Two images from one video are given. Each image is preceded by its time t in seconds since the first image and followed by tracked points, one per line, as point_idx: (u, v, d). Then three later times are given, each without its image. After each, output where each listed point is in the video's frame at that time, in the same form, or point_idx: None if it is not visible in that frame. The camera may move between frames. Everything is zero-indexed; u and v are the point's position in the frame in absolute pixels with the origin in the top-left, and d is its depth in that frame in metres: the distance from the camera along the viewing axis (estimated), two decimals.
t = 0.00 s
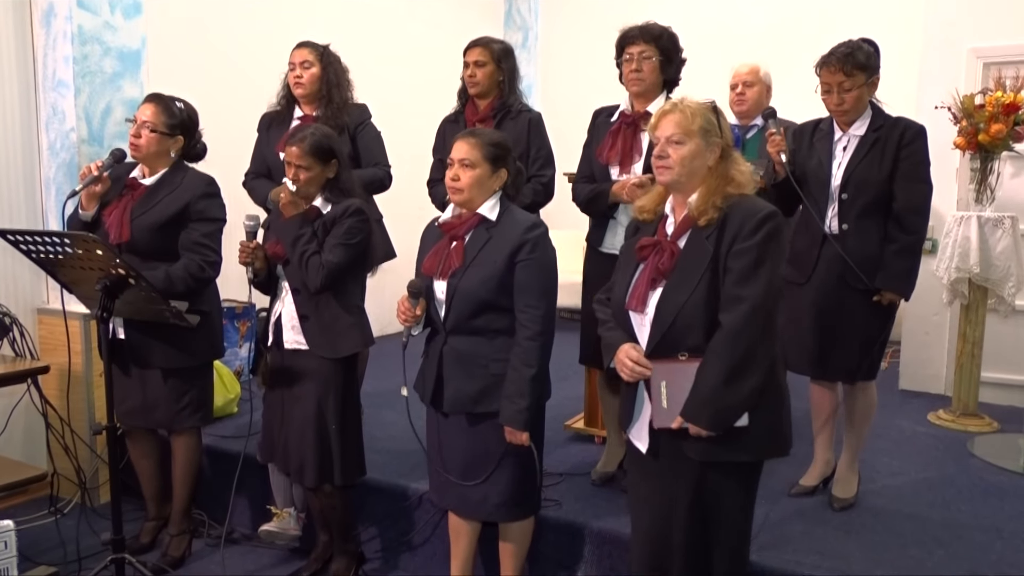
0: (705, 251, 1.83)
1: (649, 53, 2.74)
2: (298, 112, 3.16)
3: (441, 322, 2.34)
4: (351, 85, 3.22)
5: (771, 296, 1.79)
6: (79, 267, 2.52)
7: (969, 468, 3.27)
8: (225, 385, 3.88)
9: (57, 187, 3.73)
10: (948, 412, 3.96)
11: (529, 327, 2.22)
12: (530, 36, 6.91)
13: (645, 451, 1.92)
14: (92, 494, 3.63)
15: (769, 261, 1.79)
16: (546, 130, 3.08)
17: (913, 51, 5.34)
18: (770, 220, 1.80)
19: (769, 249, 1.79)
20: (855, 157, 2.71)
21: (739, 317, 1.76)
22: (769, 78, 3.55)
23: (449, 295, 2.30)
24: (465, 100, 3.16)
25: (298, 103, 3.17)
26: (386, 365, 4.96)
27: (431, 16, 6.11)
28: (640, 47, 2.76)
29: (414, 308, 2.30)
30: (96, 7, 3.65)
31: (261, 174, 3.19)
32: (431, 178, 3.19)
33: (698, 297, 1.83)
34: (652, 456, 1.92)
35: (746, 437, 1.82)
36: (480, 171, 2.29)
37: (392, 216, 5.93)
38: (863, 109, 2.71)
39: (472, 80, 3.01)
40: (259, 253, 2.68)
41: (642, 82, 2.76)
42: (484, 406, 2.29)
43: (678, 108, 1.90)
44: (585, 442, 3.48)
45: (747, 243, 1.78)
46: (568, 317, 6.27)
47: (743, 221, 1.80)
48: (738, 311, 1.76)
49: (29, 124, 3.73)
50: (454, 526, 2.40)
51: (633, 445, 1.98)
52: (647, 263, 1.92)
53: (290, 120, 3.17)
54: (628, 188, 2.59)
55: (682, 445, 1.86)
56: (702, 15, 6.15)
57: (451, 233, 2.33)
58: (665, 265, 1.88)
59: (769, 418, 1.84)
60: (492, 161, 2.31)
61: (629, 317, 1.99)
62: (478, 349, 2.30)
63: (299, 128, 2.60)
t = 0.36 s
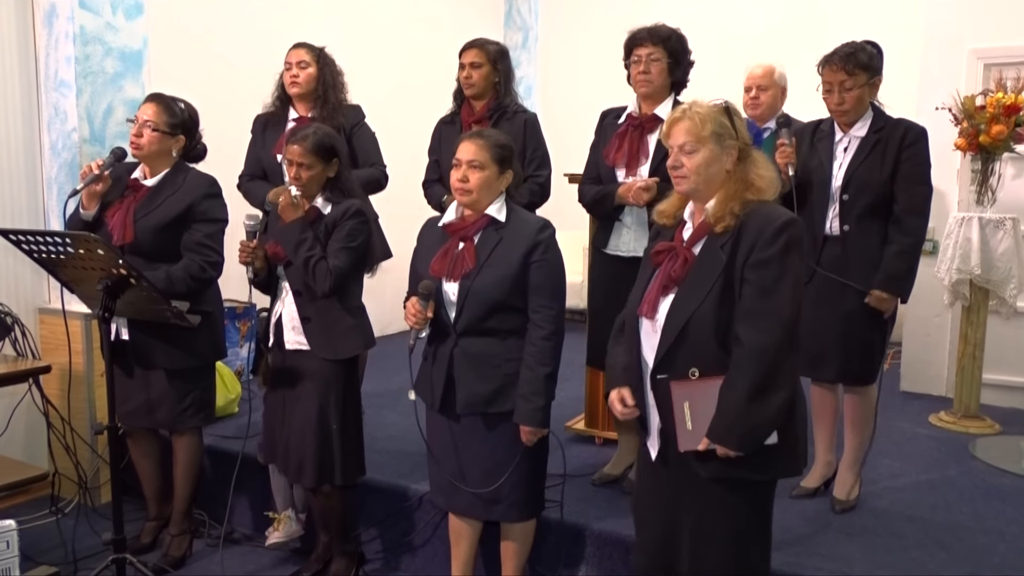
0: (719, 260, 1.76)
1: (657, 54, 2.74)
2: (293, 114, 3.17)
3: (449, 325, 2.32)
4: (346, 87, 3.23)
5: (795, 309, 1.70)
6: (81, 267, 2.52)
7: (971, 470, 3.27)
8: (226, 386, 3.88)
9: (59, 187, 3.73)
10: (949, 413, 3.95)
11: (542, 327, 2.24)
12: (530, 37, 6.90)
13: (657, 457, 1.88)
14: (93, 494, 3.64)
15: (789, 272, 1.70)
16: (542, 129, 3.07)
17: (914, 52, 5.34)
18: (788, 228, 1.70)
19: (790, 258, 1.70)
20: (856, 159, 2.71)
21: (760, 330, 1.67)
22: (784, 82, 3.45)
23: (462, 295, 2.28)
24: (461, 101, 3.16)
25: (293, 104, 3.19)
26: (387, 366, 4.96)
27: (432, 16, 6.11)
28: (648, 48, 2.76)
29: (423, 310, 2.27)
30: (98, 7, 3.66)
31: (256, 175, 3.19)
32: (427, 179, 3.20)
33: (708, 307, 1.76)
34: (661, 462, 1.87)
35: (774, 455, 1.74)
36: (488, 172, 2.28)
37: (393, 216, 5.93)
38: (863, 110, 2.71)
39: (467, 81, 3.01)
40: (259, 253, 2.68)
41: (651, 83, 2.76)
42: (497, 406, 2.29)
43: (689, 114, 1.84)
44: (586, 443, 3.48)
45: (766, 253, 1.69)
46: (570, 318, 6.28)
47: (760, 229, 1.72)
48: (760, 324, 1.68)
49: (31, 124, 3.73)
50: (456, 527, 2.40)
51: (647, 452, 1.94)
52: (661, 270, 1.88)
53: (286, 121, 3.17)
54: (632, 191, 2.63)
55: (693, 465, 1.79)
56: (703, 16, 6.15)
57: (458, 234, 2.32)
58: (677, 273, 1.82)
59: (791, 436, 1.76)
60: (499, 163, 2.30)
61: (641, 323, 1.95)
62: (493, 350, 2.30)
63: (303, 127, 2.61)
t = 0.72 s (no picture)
0: (721, 265, 1.76)
1: (663, 56, 2.74)
2: (290, 115, 3.17)
3: (454, 324, 2.32)
4: (342, 89, 3.24)
5: (801, 316, 1.70)
6: (82, 268, 2.52)
7: (973, 470, 3.27)
8: (228, 386, 3.89)
9: (60, 187, 3.74)
10: (950, 414, 3.95)
11: (552, 325, 2.25)
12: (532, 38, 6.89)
13: (662, 459, 1.87)
14: (94, 494, 3.64)
15: (792, 276, 1.70)
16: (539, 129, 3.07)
17: (915, 53, 5.34)
18: (789, 233, 1.70)
19: (793, 263, 1.70)
20: (858, 158, 2.71)
21: (766, 339, 1.67)
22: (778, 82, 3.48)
23: (471, 296, 2.28)
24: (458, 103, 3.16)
25: (290, 105, 3.19)
26: (389, 367, 4.97)
27: (435, 17, 6.12)
28: (654, 50, 2.76)
29: (430, 311, 2.24)
30: (100, 8, 3.66)
31: (253, 176, 3.19)
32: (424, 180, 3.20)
33: (709, 313, 1.76)
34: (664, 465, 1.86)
35: (787, 463, 1.74)
36: (491, 172, 2.28)
37: (394, 217, 5.94)
38: (865, 110, 2.72)
39: (465, 83, 3.02)
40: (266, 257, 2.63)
41: (656, 85, 2.76)
42: (509, 406, 2.30)
43: (677, 120, 1.82)
44: (588, 443, 3.48)
45: (768, 259, 1.69)
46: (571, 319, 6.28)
47: (761, 234, 1.71)
48: (767, 333, 1.68)
49: (32, 124, 3.74)
50: (457, 528, 2.40)
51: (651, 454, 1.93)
52: (664, 274, 1.87)
53: (283, 123, 3.17)
54: (636, 192, 2.64)
55: (694, 470, 1.80)
56: (704, 17, 6.15)
57: (461, 235, 2.31)
58: (679, 278, 1.82)
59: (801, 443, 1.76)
60: (502, 163, 2.31)
61: (645, 327, 1.94)
62: (500, 349, 2.30)
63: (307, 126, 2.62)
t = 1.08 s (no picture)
0: (725, 268, 1.76)
1: (667, 58, 2.74)
2: (289, 117, 3.18)
3: (453, 326, 2.33)
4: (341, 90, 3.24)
5: (806, 319, 1.71)
6: (85, 268, 2.53)
7: (974, 472, 3.26)
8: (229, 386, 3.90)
9: (64, 188, 3.75)
10: (952, 416, 3.95)
11: (548, 326, 2.25)
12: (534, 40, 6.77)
13: (658, 462, 1.89)
14: (96, 494, 3.66)
15: (798, 279, 1.70)
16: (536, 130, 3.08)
17: (918, 55, 5.34)
18: (795, 235, 1.71)
19: (799, 265, 1.70)
20: (860, 159, 2.71)
21: (771, 342, 1.68)
22: (751, 84, 3.45)
23: (467, 297, 2.28)
24: (452, 107, 3.12)
25: (289, 107, 3.19)
26: (391, 367, 4.97)
27: (437, 18, 6.13)
28: (657, 52, 2.76)
29: (429, 312, 2.25)
30: (104, 9, 3.67)
31: (254, 177, 3.19)
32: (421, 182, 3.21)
33: (714, 314, 1.76)
34: (664, 466, 1.88)
35: (789, 466, 1.75)
36: (489, 173, 2.28)
37: (396, 218, 5.95)
38: (868, 110, 2.71)
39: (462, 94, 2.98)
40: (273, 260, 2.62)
41: (659, 86, 2.76)
42: (508, 406, 2.29)
43: (677, 121, 1.83)
44: (589, 444, 3.48)
45: (774, 261, 1.69)
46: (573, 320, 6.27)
47: (767, 236, 1.72)
48: (773, 336, 1.68)
49: (36, 125, 3.75)
50: (458, 528, 2.40)
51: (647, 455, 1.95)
52: (666, 274, 1.88)
53: (281, 125, 3.18)
54: (638, 194, 2.65)
55: (692, 473, 1.80)
56: (706, 19, 6.16)
57: (461, 237, 2.32)
58: (683, 279, 1.82)
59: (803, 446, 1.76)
60: (500, 163, 2.31)
61: (645, 328, 1.95)
62: (497, 350, 2.30)
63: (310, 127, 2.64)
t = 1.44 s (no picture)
0: (726, 269, 1.75)
1: (664, 59, 2.74)
2: (292, 119, 3.19)
3: (452, 328, 2.33)
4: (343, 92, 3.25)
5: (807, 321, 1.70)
6: (89, 269, 2.53)
7: (977, 474, 3.26)
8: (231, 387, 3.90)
9: (67, 189, 3.76)
10: (954, 417, 3.95)
11: (541, 330, 2.24)
12: (536, 41, 6.82)
13: (660, 463, 1.88)
14: (99, 495, 3.67)
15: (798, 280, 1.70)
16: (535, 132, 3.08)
17: (920, 56, 5.34)
18: (796, 237, 1.70)
19: (799, 266, 1.70)
20: (862, 161, 2.71)
21: (772, 343, 1.67)
22: (754, 85, 3.42)
23: (461, 300, 2.29)
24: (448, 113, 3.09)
25: (291, 109, 3.19)
26: (393, 368, 4.97)
27: (440, 19, 6.13)
28: (655, 53, 2.76)
29: (424, 313, 2.28)
30: (106, 10, 3.67)
31: (256, 180, 3.20)
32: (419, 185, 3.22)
33: (714, 316, 1.76)
34: (664, 467, 1.88)
35: (790, 466, 1.75)
36: (487, 176, 2.29)
37: (398, 219, 5.96)
38: (870, 111, 2.72)
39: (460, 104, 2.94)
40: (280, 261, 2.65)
41: (656, 88, 2.76)
42: (501, 410, 2.30)
43: (680, 122, 1.83)
44: (591, 446, 3.48)
45: (775, 263, 1.69)
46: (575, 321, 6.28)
47: (768, 238, 1.72)
48: (774, 337, 1.68)
49: (39, 126, 3.75)
50: (459, 529, 2.40)
51: (647, 455, 1.95)
52: (666, 275, 1.88)
53: (285, 126, 3.19)
54: (635, 194, 2.66)
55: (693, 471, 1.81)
56: (708, 20, 6.16)
57: (458, 238, 2.33)
58: (683, 280, 1.82)
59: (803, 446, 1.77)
60: (497, 165, 2.31)
61: (645, 329, 1.96)
62: (490, 352, 2.31)
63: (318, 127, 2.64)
